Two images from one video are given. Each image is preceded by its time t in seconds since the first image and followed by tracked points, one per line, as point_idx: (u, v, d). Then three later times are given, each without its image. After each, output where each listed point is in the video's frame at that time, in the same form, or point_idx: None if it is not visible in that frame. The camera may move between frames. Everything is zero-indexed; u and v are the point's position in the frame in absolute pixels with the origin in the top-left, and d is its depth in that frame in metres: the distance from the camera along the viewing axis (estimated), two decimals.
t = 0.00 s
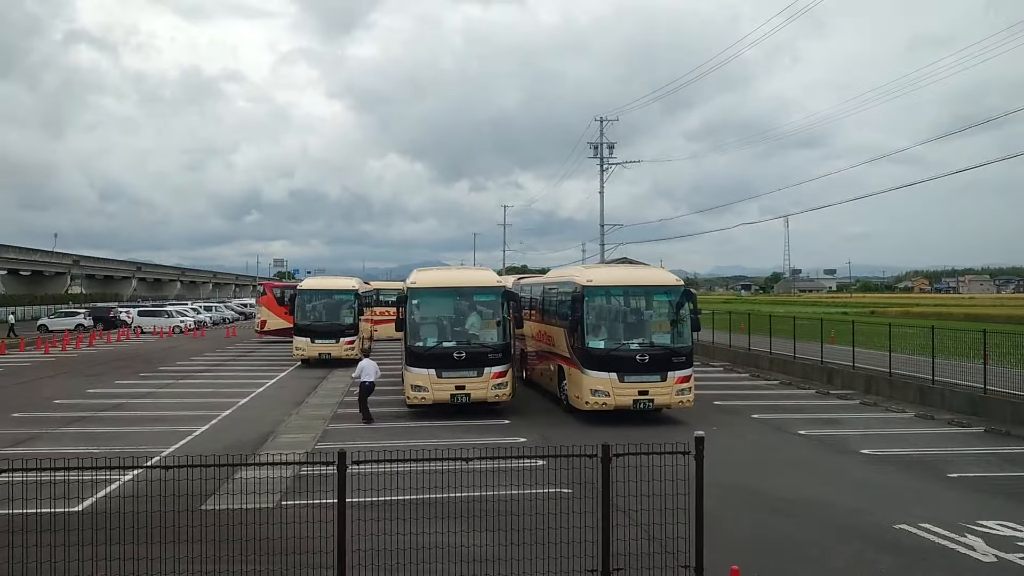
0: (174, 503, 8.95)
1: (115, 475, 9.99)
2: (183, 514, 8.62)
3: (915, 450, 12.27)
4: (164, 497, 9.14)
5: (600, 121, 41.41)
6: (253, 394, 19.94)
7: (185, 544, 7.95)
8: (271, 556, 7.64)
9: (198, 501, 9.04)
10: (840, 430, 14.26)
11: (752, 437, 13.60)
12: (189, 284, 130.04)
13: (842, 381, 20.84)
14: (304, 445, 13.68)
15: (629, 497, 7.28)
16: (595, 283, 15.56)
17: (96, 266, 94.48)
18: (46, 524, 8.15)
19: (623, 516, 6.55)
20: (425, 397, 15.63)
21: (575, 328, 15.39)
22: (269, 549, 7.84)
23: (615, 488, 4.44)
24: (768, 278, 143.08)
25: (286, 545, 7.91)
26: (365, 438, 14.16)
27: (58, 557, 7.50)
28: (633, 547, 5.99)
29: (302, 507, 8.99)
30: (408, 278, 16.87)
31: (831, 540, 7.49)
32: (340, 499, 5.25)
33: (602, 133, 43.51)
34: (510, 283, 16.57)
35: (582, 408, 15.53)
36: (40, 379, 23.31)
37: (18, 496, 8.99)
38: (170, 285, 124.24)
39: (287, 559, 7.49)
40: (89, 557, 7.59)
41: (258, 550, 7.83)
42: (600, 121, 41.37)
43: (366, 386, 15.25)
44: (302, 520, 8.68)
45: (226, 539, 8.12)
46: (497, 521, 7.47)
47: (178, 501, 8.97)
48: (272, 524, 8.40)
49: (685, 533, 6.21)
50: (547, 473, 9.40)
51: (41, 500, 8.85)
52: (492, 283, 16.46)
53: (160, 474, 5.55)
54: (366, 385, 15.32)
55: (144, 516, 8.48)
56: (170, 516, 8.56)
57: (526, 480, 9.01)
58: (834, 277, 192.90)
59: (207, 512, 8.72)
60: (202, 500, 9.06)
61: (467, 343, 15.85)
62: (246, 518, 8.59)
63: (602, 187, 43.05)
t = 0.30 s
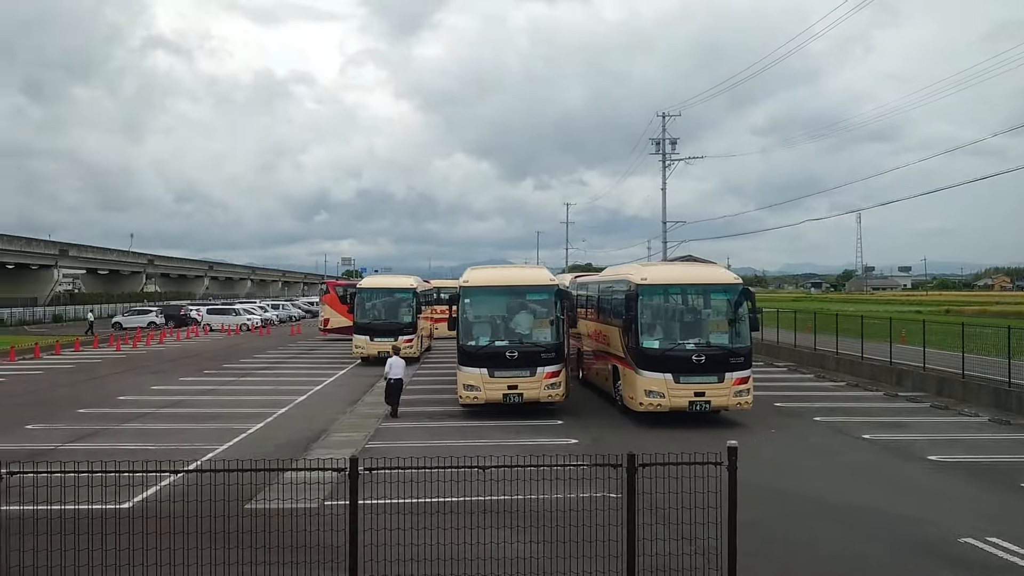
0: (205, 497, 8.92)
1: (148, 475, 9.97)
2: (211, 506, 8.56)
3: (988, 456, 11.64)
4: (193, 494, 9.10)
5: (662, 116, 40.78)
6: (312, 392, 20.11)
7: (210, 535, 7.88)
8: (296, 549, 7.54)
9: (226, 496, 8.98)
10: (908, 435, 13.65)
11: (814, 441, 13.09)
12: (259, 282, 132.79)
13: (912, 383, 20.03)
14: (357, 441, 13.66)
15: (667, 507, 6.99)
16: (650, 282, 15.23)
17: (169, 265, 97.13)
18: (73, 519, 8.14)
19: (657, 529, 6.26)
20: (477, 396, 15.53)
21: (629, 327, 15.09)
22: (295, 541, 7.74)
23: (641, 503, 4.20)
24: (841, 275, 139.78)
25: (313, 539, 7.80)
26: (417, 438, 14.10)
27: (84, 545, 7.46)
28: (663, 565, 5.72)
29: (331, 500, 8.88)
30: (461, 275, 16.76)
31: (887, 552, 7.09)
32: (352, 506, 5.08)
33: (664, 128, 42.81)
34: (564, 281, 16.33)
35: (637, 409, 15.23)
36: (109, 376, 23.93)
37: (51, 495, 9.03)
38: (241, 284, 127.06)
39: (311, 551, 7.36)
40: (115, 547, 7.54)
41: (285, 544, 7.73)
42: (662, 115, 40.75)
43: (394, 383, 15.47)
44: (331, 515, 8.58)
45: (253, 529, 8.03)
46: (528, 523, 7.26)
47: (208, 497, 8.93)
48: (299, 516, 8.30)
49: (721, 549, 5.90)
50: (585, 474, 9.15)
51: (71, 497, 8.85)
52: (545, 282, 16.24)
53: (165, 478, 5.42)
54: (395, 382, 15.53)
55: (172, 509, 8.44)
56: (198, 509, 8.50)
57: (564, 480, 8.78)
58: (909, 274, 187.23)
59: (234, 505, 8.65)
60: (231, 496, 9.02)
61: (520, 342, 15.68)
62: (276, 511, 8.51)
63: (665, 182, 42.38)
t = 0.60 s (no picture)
0: (217, 496, 8.82)
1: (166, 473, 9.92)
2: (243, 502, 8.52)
3: None
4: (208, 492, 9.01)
5: (721, 111, 40.05)
6: (362, 389, 20.14)
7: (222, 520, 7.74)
8: (309, 536, 7.39)
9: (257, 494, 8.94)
10: (973, 440, 13.04)
11: (872, 444, 12.59)
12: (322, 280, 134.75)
13: (980, 385, 19.22)
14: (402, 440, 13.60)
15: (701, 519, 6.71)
16: (701, 280, 14.85)
17: (234, 264, 99.12)
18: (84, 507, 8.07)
19: (687, 543, 5.99)
20: (524, 395, 15.36)
21: (679, 326, 14.75)
22: (309, 527, 7.59)
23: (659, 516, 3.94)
24: (910, 272, 135.91)
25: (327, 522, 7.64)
26: (462, 436, 13.98)
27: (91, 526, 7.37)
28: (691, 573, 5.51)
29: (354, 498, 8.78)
30: (509, 273, 16.59)
31: (942, 569, 6.69)
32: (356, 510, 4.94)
33: (723, 122, 42.05)
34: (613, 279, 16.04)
35: (688, 410, 14.88)
36: (168, 372, 24.36)
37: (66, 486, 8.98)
38: (303, 282, 129.08)
39: (323, 540, 7.21)
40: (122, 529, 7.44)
41: (298, 527, 7.59)
42: (721, 111, 40.03)
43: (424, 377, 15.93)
44: (346, 512, 8.46)
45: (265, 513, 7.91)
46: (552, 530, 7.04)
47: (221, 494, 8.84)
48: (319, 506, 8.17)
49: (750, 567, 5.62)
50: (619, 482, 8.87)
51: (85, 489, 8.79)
52: (594, 280, 15.98)
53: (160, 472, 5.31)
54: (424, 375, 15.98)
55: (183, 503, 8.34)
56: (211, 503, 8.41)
57: (593, 487, 8.54)
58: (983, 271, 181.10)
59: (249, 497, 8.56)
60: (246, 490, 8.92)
61: (567, 341, 15.45)
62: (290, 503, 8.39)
63: (723, 178, 41.64)
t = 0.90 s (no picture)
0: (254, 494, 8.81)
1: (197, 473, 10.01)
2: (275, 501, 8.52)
3: None
4: (237, 493, 9.01)
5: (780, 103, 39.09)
6: (411, 385, 20.10)
7: (246, 520, 7.71)
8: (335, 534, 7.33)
9: (293, 492, 8.90)
10: None
11: (933, 447, 12.02)
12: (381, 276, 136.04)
13: None
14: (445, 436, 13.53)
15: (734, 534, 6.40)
16: (754, 276, 14.40)
17: (294, 260, 100.64)
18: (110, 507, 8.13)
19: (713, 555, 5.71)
20: (571, 393, 15.11)
21: (731, 323, 14.32)
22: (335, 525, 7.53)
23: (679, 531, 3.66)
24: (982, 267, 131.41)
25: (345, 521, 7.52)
26: (506, 434, 13.79)
27: (111, 523, 7.40)
28: None
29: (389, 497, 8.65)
30: (557, 269, 16.34)
31: None
32: (357, 514, 4.80)
33: (782, 114, 41.05)
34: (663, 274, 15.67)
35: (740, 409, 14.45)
36: (223, 367, 24.69)
37: (99, 486, 9.07)
38: (363, 278, 130.47)
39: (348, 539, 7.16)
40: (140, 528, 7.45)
41: (320, 527, 7.51)
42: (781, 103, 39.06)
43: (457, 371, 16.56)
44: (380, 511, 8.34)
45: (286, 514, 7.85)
46: (575, 530, 6.83)
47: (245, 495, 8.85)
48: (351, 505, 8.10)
49: None
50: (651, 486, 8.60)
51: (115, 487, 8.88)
52: (643, 276, 15.63)
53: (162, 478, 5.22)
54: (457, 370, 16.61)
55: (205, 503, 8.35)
56: (239, 503, 8.39)
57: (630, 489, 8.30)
58: None
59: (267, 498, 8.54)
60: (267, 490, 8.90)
61: (615, 337, 15.14)
62: (314, 505, 8.32)
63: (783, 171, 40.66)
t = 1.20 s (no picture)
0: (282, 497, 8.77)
1: (231, 476, 10.02)
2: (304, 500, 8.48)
3: None
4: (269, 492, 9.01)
5: (838, 95, 38.08)
6: (457, 382, 19.96)
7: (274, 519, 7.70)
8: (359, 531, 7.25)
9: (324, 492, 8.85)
10: None
11: (995, 451, 11.44)
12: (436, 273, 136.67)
13: None
14: (487, 433, 13.36)
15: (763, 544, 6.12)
16: (805, 271, 13.91)
17: (350, 257, 101.68)
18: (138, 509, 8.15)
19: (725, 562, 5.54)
20: (616, 391, 14.80)
21: (781, 320, 13.87)
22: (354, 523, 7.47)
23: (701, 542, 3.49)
24: None
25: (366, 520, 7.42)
26: (549, 432, 13.54)
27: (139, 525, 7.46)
28: None
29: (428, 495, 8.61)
30: (601, 265, 16.04)
31: None
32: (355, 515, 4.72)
33: (840, 106, 39.99)
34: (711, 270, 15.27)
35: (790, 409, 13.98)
36: (273, 363, 24.90)
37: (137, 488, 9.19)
38: (419, 275, 131.35)
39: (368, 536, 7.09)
40: (163, 531, 7.47)
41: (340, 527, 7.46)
42: (838, 95, 38.05)
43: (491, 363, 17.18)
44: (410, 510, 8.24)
45: (310, 517, 7.78)
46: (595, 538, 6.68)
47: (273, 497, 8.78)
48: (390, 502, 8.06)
49: None
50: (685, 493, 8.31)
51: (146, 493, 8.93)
52: (690, 271, 15.25)
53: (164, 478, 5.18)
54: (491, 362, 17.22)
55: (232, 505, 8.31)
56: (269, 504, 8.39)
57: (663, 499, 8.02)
58: None
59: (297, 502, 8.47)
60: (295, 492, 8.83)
61: (660, 334, 14.79)
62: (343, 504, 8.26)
63: (840, 165, 39.63)
